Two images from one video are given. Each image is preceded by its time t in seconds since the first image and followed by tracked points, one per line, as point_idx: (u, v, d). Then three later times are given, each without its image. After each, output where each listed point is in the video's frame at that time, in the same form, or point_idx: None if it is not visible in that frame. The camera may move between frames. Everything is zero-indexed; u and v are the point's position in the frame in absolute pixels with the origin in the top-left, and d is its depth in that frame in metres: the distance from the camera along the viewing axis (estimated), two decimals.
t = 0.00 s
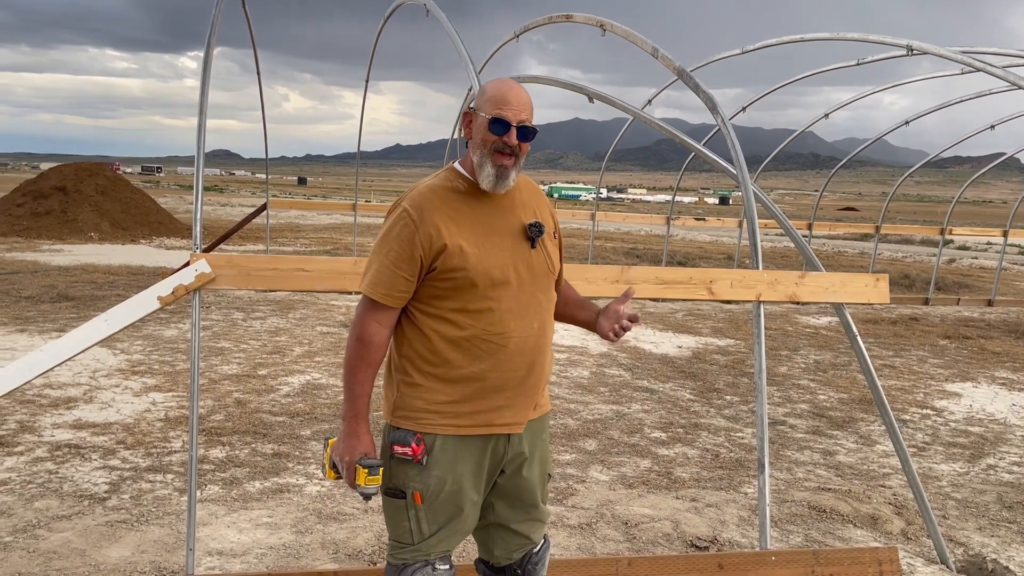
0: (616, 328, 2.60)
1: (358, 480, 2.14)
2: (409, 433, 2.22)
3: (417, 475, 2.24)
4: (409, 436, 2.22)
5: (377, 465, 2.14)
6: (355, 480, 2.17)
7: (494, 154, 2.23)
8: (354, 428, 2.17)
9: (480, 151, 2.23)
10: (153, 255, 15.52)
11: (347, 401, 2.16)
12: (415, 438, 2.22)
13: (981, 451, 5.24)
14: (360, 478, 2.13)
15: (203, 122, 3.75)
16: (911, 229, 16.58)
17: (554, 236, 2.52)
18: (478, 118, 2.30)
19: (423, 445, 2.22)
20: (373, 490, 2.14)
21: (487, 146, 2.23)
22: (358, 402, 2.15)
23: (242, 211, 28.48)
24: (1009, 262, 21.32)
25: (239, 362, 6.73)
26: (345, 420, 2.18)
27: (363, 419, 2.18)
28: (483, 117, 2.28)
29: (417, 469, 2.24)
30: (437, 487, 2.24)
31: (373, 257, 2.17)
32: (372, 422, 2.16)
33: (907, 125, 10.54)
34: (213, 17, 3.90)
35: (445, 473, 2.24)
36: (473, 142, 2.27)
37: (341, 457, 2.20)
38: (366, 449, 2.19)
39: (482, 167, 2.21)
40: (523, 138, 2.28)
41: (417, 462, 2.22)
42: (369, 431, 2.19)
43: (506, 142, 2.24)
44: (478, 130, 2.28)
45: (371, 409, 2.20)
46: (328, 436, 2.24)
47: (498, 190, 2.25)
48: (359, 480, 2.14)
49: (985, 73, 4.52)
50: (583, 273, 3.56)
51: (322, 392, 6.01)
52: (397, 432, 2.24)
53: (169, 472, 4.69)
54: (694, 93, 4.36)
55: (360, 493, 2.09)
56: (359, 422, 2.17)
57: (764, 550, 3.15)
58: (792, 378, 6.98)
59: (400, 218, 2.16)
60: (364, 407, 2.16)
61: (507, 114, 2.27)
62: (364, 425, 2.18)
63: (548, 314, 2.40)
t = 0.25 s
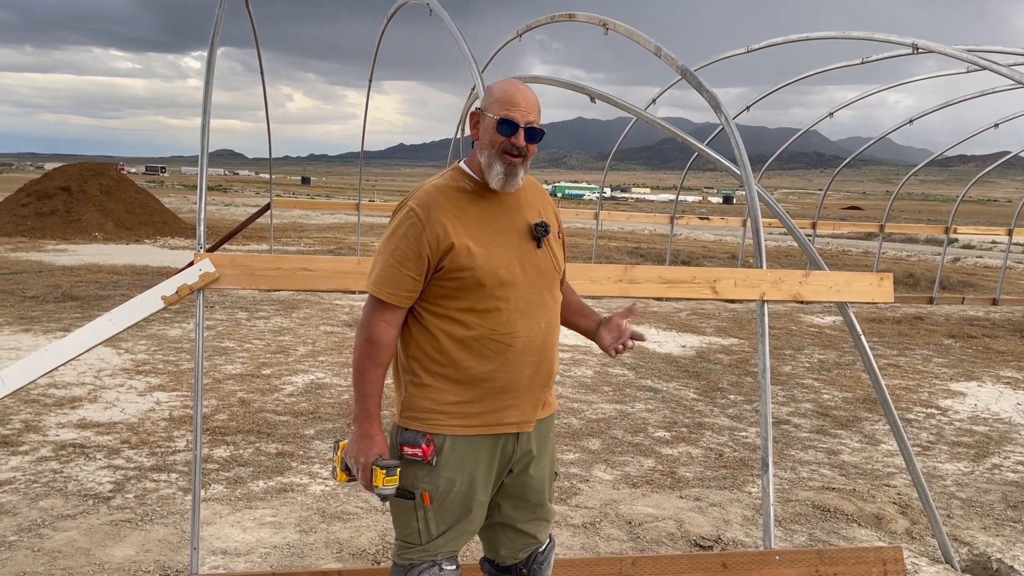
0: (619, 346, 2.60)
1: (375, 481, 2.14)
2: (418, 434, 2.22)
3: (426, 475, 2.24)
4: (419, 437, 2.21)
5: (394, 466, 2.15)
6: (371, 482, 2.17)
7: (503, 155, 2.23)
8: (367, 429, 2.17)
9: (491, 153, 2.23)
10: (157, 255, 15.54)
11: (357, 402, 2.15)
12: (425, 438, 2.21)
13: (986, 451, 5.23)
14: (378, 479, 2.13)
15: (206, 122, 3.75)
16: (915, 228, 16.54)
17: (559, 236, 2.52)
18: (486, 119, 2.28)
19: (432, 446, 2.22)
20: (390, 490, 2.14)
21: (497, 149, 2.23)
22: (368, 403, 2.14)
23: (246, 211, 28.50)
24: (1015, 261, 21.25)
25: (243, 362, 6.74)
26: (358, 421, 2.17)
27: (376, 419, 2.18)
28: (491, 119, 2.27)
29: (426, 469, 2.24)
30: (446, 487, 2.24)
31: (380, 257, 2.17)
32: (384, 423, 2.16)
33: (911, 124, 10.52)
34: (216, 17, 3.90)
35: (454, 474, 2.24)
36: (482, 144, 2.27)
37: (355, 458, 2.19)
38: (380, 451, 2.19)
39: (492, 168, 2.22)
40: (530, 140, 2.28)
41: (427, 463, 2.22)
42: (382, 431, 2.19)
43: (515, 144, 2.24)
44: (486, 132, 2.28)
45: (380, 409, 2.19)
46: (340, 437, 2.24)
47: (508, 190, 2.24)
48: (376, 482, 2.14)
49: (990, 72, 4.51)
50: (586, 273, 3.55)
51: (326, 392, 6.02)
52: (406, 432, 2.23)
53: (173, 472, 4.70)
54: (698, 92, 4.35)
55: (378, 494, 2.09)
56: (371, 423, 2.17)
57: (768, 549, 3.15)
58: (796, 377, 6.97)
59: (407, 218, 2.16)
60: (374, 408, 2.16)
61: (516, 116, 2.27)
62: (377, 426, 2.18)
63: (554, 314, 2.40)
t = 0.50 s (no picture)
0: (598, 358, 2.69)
1: (389, 488, 2.16)
2: (423, 435, 2.21)
3: (430, 476, 2.24)
4: (423, 439, 2.21)
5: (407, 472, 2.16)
6: (382, 487, 2.18)
7: (507, 150, 2.24)
8: (373, 433, 2.17)
9: (495, 149, 2.23)
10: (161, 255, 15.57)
11: (363, 405, 2.15)
12: (429, 439, 2.21)
13: (989, 451, 5.21)
14: (392, 486, 2.15)
15: (208, 123, 3.76)
16: (919, 229, 16.50)
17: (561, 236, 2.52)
18: (487, 117, 2.27)
19: (436, 447, 2.22)
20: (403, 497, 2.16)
21: (501, 143, 2.23)
22: (374, 406, 2.14)
23: (249, 211, 28.54)
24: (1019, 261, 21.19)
25: (246, 362, 6.74)
26: (364, 424, 2.18)
27: (382, 422, 2.18)
28: (492, 115, 2.27)
29: (430, 471, 2.23)
30: (450, 488, 2.24)
31: (384, 260, 2.16)
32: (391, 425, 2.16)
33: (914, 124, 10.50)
34: (218, 17, 3.90)
35: (458, 474, 2.24)
36: (483, 142, 2.27)
37: (364, 463, 2.20)
38: (391, 456, 2.20)
39: (497, 164, 2.22)
40: (532, 133, 2.29)
41: (432, 464, 2.21)
42: (390, 434, 2.19)
43: (518, 138, 2.24)
44: (487, 130, 2.27)
45: (386, 412, 2.19)
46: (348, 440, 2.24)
47: (515, 183, 2.25)
48: (389, 488, 2.16)
49: (993, 72, 4.49)
50: (588, 273, 3.55)
51: (328, 392, 6.02)
52: (411, 434, 2.23)
53: (175, 472, 4.71)
54: (700, 92, 4.34)
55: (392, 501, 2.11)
56: (377, 426, 2.17)
57: (770, 550, 3.14)
58: (798, 377, 6.95)
59: (411, 220, 2.15)
60: (380, 411, 2.16)
61: (517, 109, 2.27)
62: (384, 429, 2.18)
63: (557, 314, 2.41)
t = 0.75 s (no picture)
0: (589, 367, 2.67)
1: (389, 485, 2.16)
2: (425, 436, 2.21)
3: (433, 477, 2.24)
4: (425, 439, 2.21)
5: (406, 470, 2.17)
6: (383, 486, 2.19)
7: (507, 146, 2.24)
8: (374, 433, 2.18)
9: (495, 146, 2.24)
10: (163, 257, 15.58)
11: (365, 405, 2.15)
12: (431, 440, 2.21)
13: (992, 453, 5.20)
14: (391, 483, 2.16)
15: (211, 124, 3.76)
16: (921, 230, 16.49)
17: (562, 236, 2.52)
18: (485, 115, 2.28)
19: (438, 448, 2.22)
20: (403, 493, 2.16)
21: (500, 139, 2.24)
22: (375, 407, 2.14)
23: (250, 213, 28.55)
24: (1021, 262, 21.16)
25: (248, 363, 6.75)
26: (366, 425, 2.18)
27: (383, 423, 2.18)
28: (489, 113, 2.27)
29: (433, 471, 2.24)
30: (452, 489, 2.25)
31: (384, 261, 2.17)
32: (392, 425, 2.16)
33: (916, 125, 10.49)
34: (221, 19, 3.91)
35: (461, 475, 2.25)
36: (482, 141, 2.27)
37: (365, 463, 2.20)
38: (391, 455, 2.20)
39: (497, 161, 2.22)
40: (531, 128, 2.29)
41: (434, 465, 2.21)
42: (390, 434, 2.19)
43: (516, 133, 2.24)
44: (485, 129, 2.27)
45: (387, 413, 2.19)
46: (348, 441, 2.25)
47: (516, 179, 2.25)
48: (390, 486, 2.17)
49: (994, 73, 4.49)
50: (590, 274, 3.55)
51: (330, 393, 6.03)
52: (413, 435, 2.23)
53: (178, 473, 4.71)
54: (702, 93, 4.34)
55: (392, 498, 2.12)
56: (378, 427, 2.17)
57: (773, 550, 3.15)
58: (800, 379, 6.95)
59: (411, 221, 2.16)
60: (381, 411, 2.16)
61: (514, 105, 2.27)
62: (384, 430, 2.18)
63: (558, 314, 2.41)
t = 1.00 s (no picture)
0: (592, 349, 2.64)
1: (386, 486, 2.17)
2: (427, 437, 2.22)
3: (434, 478, 2.25)
4: (427, 440, 2.22)
5: (404, 470, 2.17)
6: (381, 487, 2.20)
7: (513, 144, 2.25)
8: (374, 435, 2.19)
9: (502, 145, 2.24)
10: (166, 259, 15.60)
11: (365, 407, 2.16)
12: (433, 441, 2.22)
13: (993, 455, 5.21)
14: (388, 484, 2.17)
15: (215, 127, 3.78)
16: (923, 232, 16.49)
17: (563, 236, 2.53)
18: (486, 117, 2.26)
19: (440, 449, 2.23)
20: (399, 494, 2.17)
21: (507, 138, 2.24)
22: (375, 409, 2.15)
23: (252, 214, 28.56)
24: None
25: (251, 365, 6.77)
26: (365, 427, 2.19)
27: (382, 425, 2.19)
28: (491, 114, 2.26)
29: (434, 473, 2.24)
30: (453, 490, 2.25)
31: (385, 264, 2.17)
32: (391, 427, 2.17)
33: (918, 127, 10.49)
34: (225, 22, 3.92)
35: (462, 476, 2.25)
36: (485, 142, 2.26)
37: (364, 464, 2.21)
38: (388, 455, 2.21)
39: (506, 159, 2.23)
40: (532, 125, 2.31)
41: (435, 466, 2.22)
42: (389, 436, 2.20)
43: (521, 132, 2.26)
44: (488, 130, 2.26)
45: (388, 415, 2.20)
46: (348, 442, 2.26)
47: (526, 175, 2.27)
48: (386, 486, 2.18)
49: (996, 75, 4.49)
50: (593, 276, 3.56)
51: (332, 395, 6.04)
52: (415, 436, 2.24)
53: (181, 474, 4.73)
54: (704, 96, 4.35)
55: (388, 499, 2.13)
56: (378, 429, 2.18)
57: (775, 552, 3.16)
58: (802, 381, 6.95)
59: (411, 223, 2.17)
60: (382, 412, 2.17)
61: (514, 104, 2.29)
62: (383, 431, 2.19)
63: (559, 313, 2.42)
